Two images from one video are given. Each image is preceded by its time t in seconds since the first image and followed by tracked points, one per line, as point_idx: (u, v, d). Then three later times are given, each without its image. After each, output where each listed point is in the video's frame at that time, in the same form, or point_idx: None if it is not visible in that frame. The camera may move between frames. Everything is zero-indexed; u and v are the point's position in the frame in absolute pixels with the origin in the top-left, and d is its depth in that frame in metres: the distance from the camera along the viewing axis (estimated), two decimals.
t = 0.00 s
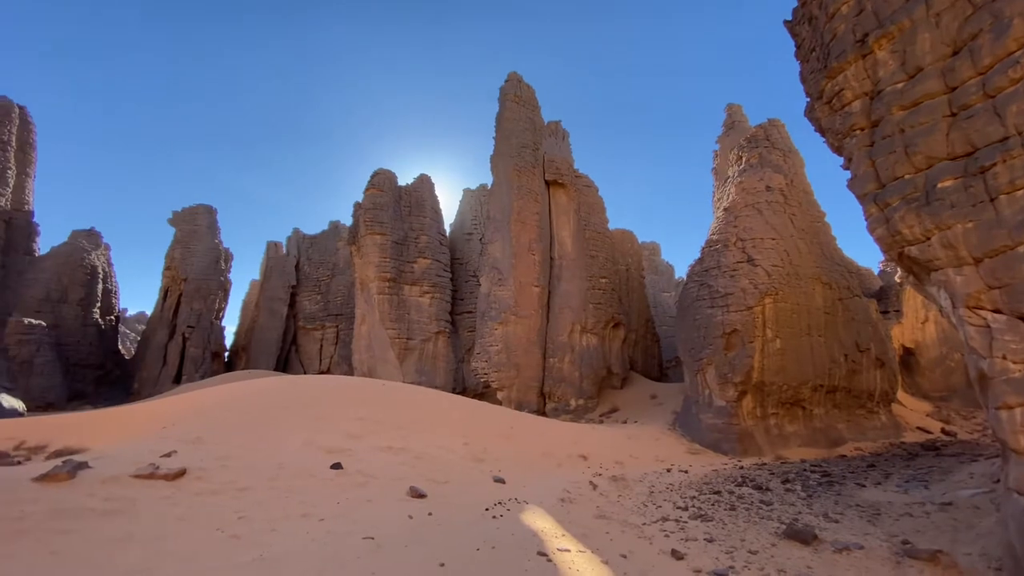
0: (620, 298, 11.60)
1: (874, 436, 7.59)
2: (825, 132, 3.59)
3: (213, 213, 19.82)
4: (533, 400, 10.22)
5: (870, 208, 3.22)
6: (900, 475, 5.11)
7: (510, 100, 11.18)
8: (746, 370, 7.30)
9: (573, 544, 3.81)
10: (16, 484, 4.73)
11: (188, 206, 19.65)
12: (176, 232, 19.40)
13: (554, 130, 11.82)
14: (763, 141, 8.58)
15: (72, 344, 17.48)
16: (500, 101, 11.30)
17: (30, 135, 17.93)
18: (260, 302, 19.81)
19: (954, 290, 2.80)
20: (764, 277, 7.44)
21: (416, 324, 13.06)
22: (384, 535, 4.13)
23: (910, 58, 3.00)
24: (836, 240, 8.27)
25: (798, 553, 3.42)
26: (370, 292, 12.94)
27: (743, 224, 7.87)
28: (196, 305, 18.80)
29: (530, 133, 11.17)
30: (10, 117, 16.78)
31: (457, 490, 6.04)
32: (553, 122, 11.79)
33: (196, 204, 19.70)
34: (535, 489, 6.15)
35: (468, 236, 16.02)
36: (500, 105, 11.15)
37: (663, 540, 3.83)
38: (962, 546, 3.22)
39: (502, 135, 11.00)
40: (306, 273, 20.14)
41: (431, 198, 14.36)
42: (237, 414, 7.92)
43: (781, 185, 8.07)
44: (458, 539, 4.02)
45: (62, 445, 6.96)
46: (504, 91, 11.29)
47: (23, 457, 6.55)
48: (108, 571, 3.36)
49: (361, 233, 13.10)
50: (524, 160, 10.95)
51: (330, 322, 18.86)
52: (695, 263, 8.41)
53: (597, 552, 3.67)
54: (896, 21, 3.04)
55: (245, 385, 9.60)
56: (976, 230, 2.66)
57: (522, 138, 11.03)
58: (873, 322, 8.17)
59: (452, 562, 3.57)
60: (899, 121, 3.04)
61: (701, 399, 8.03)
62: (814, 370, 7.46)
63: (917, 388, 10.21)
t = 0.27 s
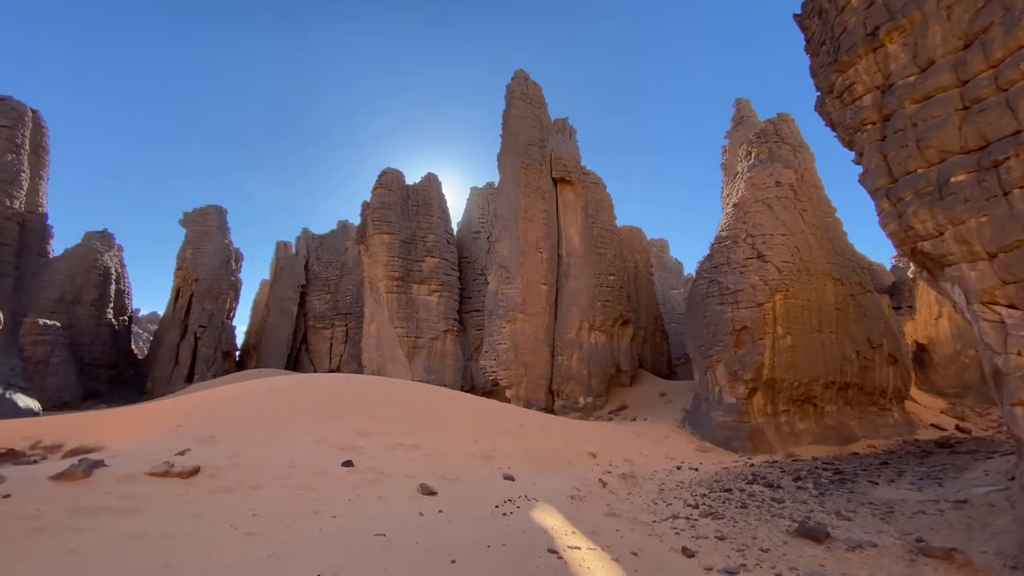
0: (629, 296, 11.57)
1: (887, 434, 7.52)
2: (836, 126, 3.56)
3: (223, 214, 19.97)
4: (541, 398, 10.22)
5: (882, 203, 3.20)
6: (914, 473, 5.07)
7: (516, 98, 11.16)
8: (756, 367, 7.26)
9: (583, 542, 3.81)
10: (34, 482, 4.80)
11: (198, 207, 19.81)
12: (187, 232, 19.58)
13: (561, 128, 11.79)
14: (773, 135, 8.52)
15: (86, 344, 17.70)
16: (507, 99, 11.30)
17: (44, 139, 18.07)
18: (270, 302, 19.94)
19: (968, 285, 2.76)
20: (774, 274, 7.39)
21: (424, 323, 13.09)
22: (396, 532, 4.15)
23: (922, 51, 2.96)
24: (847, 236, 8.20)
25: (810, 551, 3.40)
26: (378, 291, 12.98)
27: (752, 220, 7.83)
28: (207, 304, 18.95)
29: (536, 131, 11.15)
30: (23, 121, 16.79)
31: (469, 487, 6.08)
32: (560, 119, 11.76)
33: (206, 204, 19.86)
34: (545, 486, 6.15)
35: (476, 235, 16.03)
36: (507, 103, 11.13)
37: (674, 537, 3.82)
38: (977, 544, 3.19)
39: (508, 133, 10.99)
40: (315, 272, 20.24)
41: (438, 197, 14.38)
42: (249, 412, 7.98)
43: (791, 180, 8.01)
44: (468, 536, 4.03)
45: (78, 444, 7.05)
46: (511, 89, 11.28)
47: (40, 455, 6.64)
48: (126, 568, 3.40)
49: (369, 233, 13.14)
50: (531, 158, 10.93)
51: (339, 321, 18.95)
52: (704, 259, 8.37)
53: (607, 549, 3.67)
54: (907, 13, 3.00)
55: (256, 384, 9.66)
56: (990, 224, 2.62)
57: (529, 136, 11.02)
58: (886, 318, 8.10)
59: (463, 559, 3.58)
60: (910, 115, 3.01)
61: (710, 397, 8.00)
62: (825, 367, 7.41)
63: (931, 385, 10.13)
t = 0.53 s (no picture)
0: (638, 295, 11.53)
1: (901, 433, 7.44)
2: (849, 122, 3.53)
3: (234, 215, 20.05)
4: (551, 398, 10.20)
5: (896, 199, 3.16)
6: (930, 473, 5.00)
7: (524, 97, 11.14)
8: (768, 366, 7.20)
9: (594, 542, 3.79)
10: (53, 480, 4.86)
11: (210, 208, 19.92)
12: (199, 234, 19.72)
13: (569, 127, 11.74)
14: (784, 132, 8.46)
15: (102, 344, 17.91)
16: (514, 99, 11.28)
17: (60, 143, 18.17)
18: (281, 303, 20.06)
19: (986, 283, 2.72)
20: (786, 272, 7.33)
21: (433, 323, 13.10)
22: (407, 531, 4.16)
23: (936, 45, 2.92)
24: (860, 233, 8.12)
25: (824, 552, 3.36)
26: (387, 291, 13.01)
27: (763, 218, 7.77)
28: (220, 305, 19.09)
29: (544, 130, 11.13)
30: (40, 127, 16.62)
31: (485, 484, 6.20)
32: (568, 118, 11.73)
33: (218, 206, 19.96)
34: (555, 486, 6.14)
35: (484, 235, 16.04)
36: (514, 103, 11.12)
37: (685, 537, 3.80)
38: (995, 546, 3.14)
39: (516, 133, 10.98)
40: (325, 273, 20.32)
41: (446, 197, 14.38)
42: (261, 411, 8.04)
43: (803, 177, 7.94)
44: (479, 535, 4.03)
45: (95, 443, 7.14)
46: (518, 89, 11.27)
47: (58, 454, 6.72)
48: (143, 565, 3.43)
49: (378, 233, 13.17)
50: (539, 158, 10.91)
51: (349, 321, 19.02)
52: (714, 258, 8.32)
53: (618, 549, 3.65)
54: (921, 6, 2.96)
55: (267, 384, 9.72)
56: (1008, 221, 2.58)
57: (537, 135, 10.99)
58: (901, 317, 8.01)
59: (474, 558, 3.58)
60: (925, 110, 2.97)
61: (721, 396, 7.94)
62: (838, 366, 7.34)
63: (948, 384, 10.03)
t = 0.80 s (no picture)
0: (649, 295, 11.49)
1: (920, 435, 7.34)
2: (863, 120, 3.49)
3: (248, 218, 20.26)
4: (562, 399, 10.17)
5: (913, 197, 3.11)
6: (949, 476, 4.93)
7: (533, 98, 11.15)
8: (781, 367, 7.13)
9: (607, 543, 3.77)
10: (75, 478, 4.92)
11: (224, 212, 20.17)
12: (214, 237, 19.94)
13: (578, 127, 11.72)
14: (796, 130, 8.40)
15: (120, 346, 18.11)
16: (524, 100, 11.29)
17: (78, 149, 18.66)
18: (293, 304, 20.21)
19: (1007, 282, 2.67)
20: (799, 272, 7.26)
21: (444, 324, 13.13)
22: (419, 531, 4.16)
23: (953, 41, 2.88)
24: (876, 232, 8.03)
25: (841, 555, 3.32)
26: (398, 292, 13.05)
27: (776, 217, 7.71)
28: (234, 307, 19.26)
29: (554, 131, 11.12)
30: (60, 134, 17.04)
31: (484, 487, 6.09)
32: (578, 119, 11.71)
33: (232, 209, 20.18)
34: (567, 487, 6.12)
35: (494, 236, 16.05)
36: (523, 104, 11.13)
37: (698, 539, 3.76)
38: (1017, 550, 3.08)
39: (525, 134, 10.98)
40: (336, 275, 20.44)
41: (456, 198, 14.40)
42: (274, 412, 8.10)
43: (816, 176, 7.87)
44: (491, 536, 4.02)
45: (114, 442, 7.24)
46: (528, 89, 11.27)
47: (78, 453, 6.82)
48: (161, 562, 3.47)
49: (389, 235, 13.22)
50: (549, 158, 10.90)
51: (361, 322, 19.11)
52: (726, 258, 8.27)
53: (631, 551, 3.63)
54: (937, 2, 2.92)
55: (280, 385, 9.77)
56: None
57: (546, 136, 10.99)
58: (919, 317, 7.90)
59: (487, 558, 3.57)
60: (942, 106, 2.93)
61: (735, 397, 7.88)
62: (854, 367, 7.25)
63: (968, 385, 9.87)
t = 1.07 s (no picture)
0: (661, 296, 11.43)
1: (940, 438, 7.23)
2: (880, 118, 3.45)
3: (262, 222, 20.42)
4: (573, 400, 10.14)
5: (932, 196, 3.07)
6: (971, 480, 4.83)
7: (544, 99, 11.14)
8: (797, 368, 7.05)
9: (620, 546, 3.75)
10: (96, 478, 4.97)
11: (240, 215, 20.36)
12: (229, 240, 20.14)
13: (589, 128, 11.68)
14: (810, 128, 8.33)
15: (138, 347, 18.34)
16: (534, 101, 11.28)
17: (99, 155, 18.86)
18: (307, 306, 20.35)
19: None
20: (815, 271, 7.19)
21: (456, 325, 13.15)
22: (433, 531, 4.17)
23: (971, 37, 2.83)
24: (893, 230, 7.92)
25: (860, 560, 3.27)
26: (410, 294, 13.09)
27: (790, 217, 7.65)
28: (249, 309, 19.44)
29: (565, 131, 11.10)
30: (80, 140, 17.36)
31: (515, 484, 6.30)
32: (589, 119, 11.68)
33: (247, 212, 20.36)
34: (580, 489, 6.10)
35: (505, 237, 16.06)
36: (534, 105, 11.12)
37: (713, 542, 3.73)
38: None
39: (536, 135, 10.97)
40: (349, 277, 20.56)
41: (467, 200, 14.41)
42: (288, 413, 8.16)
43: (832, 174, 7.78)
44: (504, 537, 4.02)
45: (133, 442, 7.33)
46: (538, 91, 11.26)
47: (99, 453, 6.92)
48: (182, 560, 3.51)
49: (401, 237, 13.26)
50: (560, 159, 10.87)
51: (373, 324, 19.20)
52: (739, 258, 8.20)
53: (645, 554, 3.60)
54: None
55: (294, 386, 9.83)
56: None
57: (557, 137, 10.97)
58: (938, 317, 7.78)
59: (500, 559, 3.56)
60: (961, 103, 2.88)
61: (749, 399, 7.81)
62: (872, 368, 7.16)
63: (990, 387, 9.72)
